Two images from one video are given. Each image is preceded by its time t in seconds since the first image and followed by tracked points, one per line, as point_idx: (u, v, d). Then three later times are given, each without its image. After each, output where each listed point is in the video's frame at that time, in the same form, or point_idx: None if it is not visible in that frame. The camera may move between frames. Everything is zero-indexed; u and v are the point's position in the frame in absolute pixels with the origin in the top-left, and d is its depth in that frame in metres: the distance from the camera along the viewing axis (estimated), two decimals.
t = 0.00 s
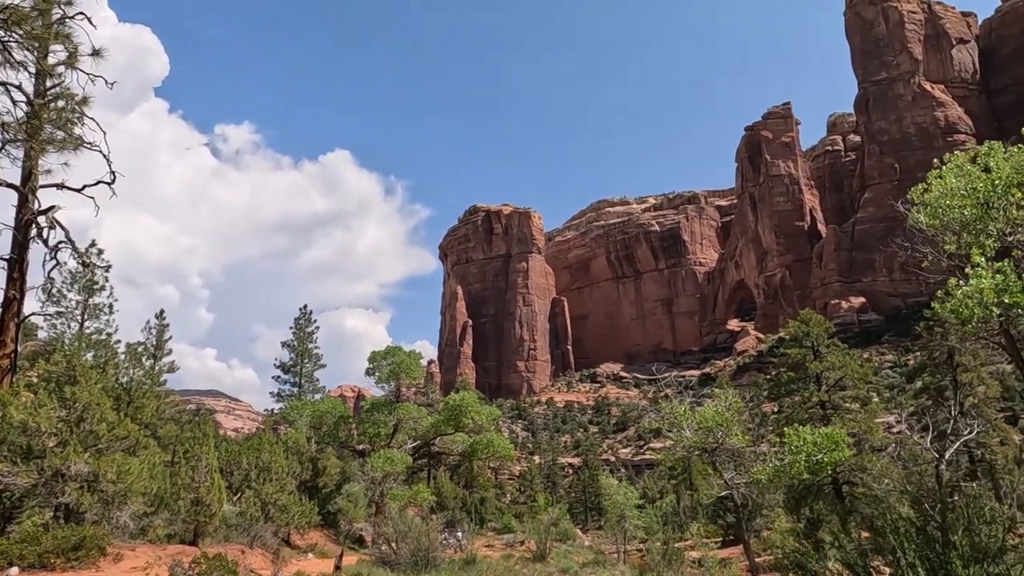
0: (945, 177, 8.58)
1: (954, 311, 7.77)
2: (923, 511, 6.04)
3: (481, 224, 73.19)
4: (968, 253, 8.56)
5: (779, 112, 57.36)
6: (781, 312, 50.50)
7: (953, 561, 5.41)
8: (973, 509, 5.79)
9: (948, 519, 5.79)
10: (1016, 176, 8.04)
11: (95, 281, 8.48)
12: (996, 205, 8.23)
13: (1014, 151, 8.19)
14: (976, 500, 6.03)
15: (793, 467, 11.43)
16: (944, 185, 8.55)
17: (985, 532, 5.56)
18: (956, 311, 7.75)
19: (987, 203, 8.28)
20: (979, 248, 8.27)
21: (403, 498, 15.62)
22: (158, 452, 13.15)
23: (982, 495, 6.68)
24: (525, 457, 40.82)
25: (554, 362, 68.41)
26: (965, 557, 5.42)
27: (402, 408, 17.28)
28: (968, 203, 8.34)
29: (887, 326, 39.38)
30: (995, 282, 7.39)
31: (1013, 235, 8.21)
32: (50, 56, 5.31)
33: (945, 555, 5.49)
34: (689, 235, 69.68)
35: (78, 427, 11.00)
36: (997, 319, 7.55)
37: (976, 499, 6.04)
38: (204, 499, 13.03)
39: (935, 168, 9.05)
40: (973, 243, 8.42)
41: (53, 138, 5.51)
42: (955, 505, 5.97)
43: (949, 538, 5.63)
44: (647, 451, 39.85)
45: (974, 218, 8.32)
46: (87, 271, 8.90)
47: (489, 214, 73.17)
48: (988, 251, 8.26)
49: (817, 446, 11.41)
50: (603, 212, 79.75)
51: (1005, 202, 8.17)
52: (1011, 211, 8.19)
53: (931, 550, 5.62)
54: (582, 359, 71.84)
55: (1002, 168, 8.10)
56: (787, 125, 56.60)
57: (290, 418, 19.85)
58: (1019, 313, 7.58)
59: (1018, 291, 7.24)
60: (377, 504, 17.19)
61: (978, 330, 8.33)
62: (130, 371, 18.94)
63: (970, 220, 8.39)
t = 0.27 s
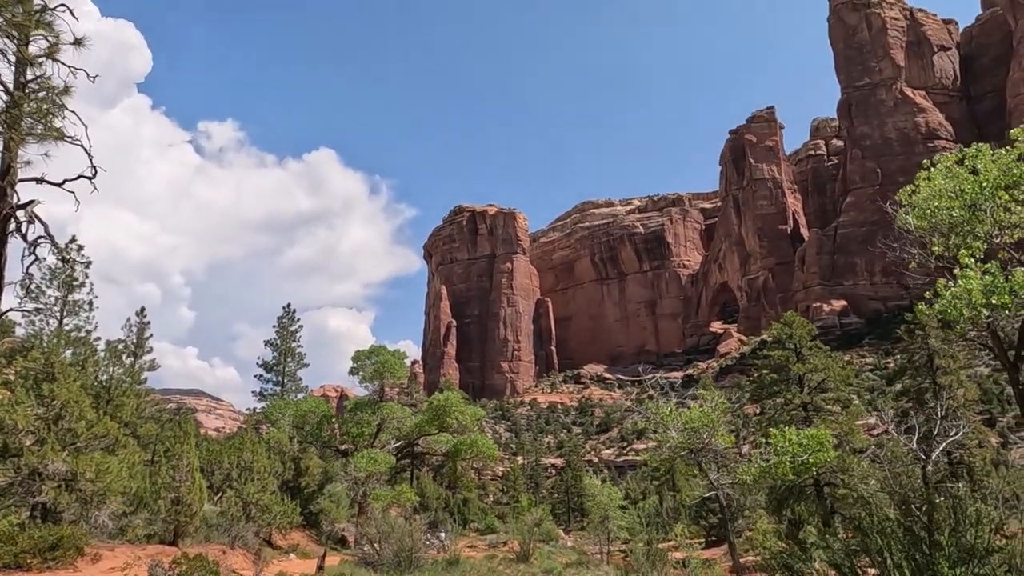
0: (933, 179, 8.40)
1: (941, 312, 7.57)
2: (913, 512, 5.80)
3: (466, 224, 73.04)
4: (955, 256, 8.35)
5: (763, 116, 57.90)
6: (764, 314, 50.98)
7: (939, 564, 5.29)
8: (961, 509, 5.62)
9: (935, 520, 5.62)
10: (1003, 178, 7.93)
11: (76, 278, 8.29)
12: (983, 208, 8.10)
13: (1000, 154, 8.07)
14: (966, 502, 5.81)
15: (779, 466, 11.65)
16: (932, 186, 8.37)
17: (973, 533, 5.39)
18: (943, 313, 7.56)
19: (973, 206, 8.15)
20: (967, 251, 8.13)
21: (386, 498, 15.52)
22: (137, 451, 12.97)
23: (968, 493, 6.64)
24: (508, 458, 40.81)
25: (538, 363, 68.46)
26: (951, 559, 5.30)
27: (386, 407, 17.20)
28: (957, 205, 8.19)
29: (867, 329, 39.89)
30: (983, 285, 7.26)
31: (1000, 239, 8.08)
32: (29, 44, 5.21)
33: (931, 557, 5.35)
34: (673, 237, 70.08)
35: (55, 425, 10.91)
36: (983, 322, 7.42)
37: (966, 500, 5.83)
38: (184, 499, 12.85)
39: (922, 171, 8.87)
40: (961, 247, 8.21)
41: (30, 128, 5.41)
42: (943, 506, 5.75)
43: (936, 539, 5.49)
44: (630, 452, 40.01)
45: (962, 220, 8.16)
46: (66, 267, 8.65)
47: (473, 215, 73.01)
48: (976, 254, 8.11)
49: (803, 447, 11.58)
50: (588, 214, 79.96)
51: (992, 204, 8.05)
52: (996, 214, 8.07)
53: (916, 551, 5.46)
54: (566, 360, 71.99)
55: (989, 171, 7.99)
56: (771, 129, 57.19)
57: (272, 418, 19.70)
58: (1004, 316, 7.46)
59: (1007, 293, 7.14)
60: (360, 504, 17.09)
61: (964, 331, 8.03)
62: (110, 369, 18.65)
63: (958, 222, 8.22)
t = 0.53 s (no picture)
0: (900, 182, 8.25)
1: (907, 313, 7.66)
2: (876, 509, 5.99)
3: (435, 222, 72.62)
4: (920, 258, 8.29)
5: (731, 121, 58.89)
6: (728, 316, 51.88)
7: (902, 562, 5.49)
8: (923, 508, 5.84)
9: (897, 519, 5.82)
10: (968, 183, 7.83)
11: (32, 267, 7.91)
12: (948, 212, 8.00)
13: (966, 158, 7.94)
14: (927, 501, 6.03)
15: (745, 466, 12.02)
16: (899, 189, 8.24)
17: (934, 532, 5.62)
18: (909, 313, 7.65)
19: (939, 209, 8.03)
20: (932, 254, 8.03)
21: (351, 497, 15.40)
22: (94, 447, 12.55)
23: (928, 491, 6.86)
24: (474, 456, 40.73)
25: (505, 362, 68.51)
26: (914, 557, 5.49)
27: (352, 405, 16.97)
28: (924, 208, 8.06)
29: (828, 332, 40.89)
30: (950, 285, 7.36)
31: (962, 242, 8.00)
32: None
33: (894, 555, 5.55)
34: (641, 239, 70.88)
35: (8, 421, 10.52)
36: (948, 323, 7.50)
37: (926, 499, 6.07)
38: (142, 497, 12.52)
39: (889, 173, 8.74)
40: (927, 250, 8.12)
41: None
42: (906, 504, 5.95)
43: (898, 537, 5.69)
44: (595, 452, 40.33)
45: (928, 223, 8.06)
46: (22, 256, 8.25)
47: (443, 213, 72.60)
48: (941, 258, 8.01)
49: (768, 446, 11.95)
50: (557, 214, 80.29)
51: (957, 208, 7.94)
52: (962, 217, 7.97)
53: (880, 547, 5.64)
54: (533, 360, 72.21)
55: (955, 175, 7.87)
56: (738, 133, 58.18)
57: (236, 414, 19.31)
58: (968, 318, 7.56)
59: (971, 295, 7.27)
60: (323, 502, 16.84)
61: (927, 332, 8.04)
62: (66, 363, 18.02)
63: (924, 225, 8.12)
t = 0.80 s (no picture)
0: (877, 185, 8.40)
1: (885, 314, 7.78)
2: (850, 509, 6.02)
3: (411, 220, 72.16)
4: (896, 260, 8.47)
5: (706, 124, 59.56)
6: (702, 318, 52.51)
7: (876, 564, 5.56)
8: (897, 508, 5.88)
9: (872, 519, 5.79)
10: (943, 187, 8.00)
11: None
12: (924, 215, 8.17)
13: (942, 162, 8.11)
14: (901, 501, 6.09)
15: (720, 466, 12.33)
16: (876, 192, 8.40)
17: (908, 534, 5.68)
18: (887, 315, 7.77)
19: (915, 212, 8.21)
20: (908, 256, 8.20)
21: (323, 496, 15.24)
22: (60, 445, 12.23)
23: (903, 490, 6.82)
24: (448, 456, 40.59)
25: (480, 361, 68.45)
26: (889, 559, 5.58)
27: (324, 403, 16.77)
28: (900, 211, 8.24)
29: (800, 334, 41.58)
30: (927, 287, 7.51)
31: (938, 246, 8.18)
32: None
33: (869, 557, 5.62)
34: (616, 240, 71.40)
35: None
36: (924, 325, 7.64)
37: (901, 499, 6.12)
38: (109, 496, 12.23)
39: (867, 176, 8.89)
40: (903, 253, 8.31)
41: None
42: (880, 504, 5.99)
43: (873, 537, 5.74)
44: (569, 451, 40.48)
45: (904, 226, 8.24)
46: None
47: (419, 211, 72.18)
48: (917, 260, 8.19)
49: (743, 447, 12.33)
50: (533, 214, 80.39)
51: (932, 212, 8.11)
52: (937, 220, 8.15)
53: (855, 548, 5.70)
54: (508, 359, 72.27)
55: (930, 179, 8.04)
56: (714, 136, 58.88)
57: (206, 412, 18.93)
58: (943, 321, 7.70)
59: (947, 296, 7.41)
60: (295, 502, 16.64)
61: (903, 335, 8.20)
62: (32, 359, 17.51)
63: (901, 228, 8.29)
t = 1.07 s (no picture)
0: (867, 185, 8.50)
1: (875, 314, 7.87)
2: (839, 507, 6.02)
3: (397, 218, 71.84)
4: (886, 260, 8.57)
5: (693, 125, 59.89)
6: (687, 318, 52.85)
7: (865, 564, 5.59)
8: (885, 506, 5.88)
9: (860, 517, 5.80)
10: (933, 188, 8.11)
11: None
12: (914, 216, 8.28)
13: (932, 163, 8.20)
14: (890, 499, 6.09)
15: (706, 465, 12.71)
16: (867, 192, 8.49)
17: (897, 533, 5.69)
18: (877, 315, 7.86)
19: (905, 213, 8.31)
20: (899, 257, 8.31)
21: (307, 495, 15.15)
22: (40, 442, 12.04)
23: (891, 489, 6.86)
24: (434, 454, 40.53)
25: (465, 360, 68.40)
26: (877, 557, 5.58)
27: (309, 402, 16.67)
28: (890, 211, 8.34)
29: (784, 334, 41.96)
30: (917, 287, 7.61)
31: (927, 247, 8.29)
32: None
33: (858, 555, 5.63)
34: (602, 240, 71.67)
35: None
36: (914, 325, 7.75)
37: (890, 498, 6.12)
38: (91, 494, 12.07)
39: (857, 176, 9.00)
40: (892, 253, 8.42)
41: None
42: (869, 502, 5.98)
43: (862, 535, 5.75)
44: (554, 450, 40.57)
45: (894, 226, 8.34)
46: None
47: (405, 209, 71.86)
48: (907, 259, 8.29)
49: (731, 447, 12.36)
50: (519, 213, 80.40)
51: (922, 212, 8.23)
52: (927, 221, 8.25)
53: (844, 547, 5.71)
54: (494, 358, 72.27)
55: (920, 180, 8.15)
56: (700, 137, 59.24)
57: (191, 410, 18.77)
58: (932, 321, 7.82)
59: (937, 296, 7.52)
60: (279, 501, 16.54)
61: (893, 335, 8.31)
62: (12, 354, 17.24)
63: (890, 228, 8.40)
